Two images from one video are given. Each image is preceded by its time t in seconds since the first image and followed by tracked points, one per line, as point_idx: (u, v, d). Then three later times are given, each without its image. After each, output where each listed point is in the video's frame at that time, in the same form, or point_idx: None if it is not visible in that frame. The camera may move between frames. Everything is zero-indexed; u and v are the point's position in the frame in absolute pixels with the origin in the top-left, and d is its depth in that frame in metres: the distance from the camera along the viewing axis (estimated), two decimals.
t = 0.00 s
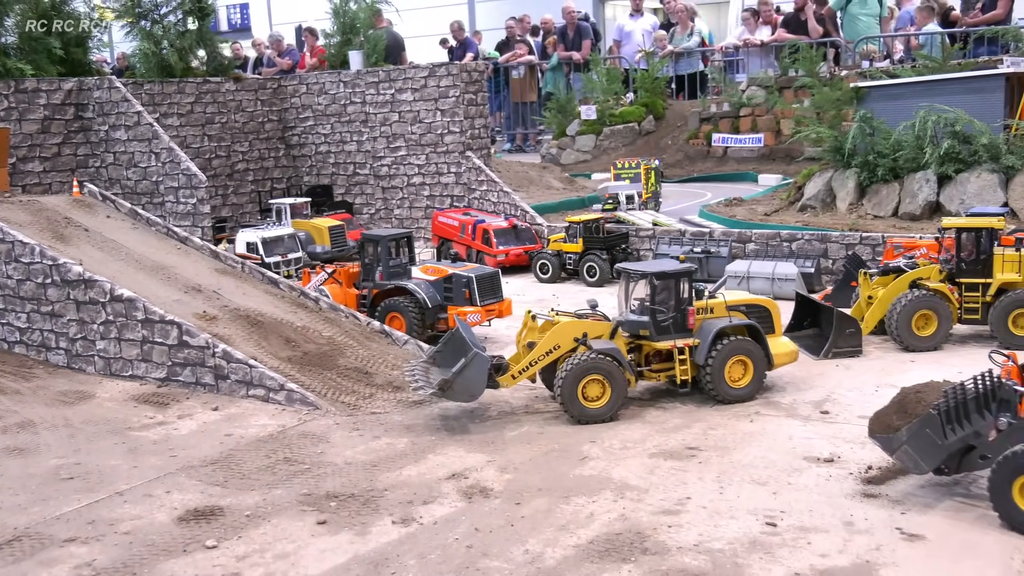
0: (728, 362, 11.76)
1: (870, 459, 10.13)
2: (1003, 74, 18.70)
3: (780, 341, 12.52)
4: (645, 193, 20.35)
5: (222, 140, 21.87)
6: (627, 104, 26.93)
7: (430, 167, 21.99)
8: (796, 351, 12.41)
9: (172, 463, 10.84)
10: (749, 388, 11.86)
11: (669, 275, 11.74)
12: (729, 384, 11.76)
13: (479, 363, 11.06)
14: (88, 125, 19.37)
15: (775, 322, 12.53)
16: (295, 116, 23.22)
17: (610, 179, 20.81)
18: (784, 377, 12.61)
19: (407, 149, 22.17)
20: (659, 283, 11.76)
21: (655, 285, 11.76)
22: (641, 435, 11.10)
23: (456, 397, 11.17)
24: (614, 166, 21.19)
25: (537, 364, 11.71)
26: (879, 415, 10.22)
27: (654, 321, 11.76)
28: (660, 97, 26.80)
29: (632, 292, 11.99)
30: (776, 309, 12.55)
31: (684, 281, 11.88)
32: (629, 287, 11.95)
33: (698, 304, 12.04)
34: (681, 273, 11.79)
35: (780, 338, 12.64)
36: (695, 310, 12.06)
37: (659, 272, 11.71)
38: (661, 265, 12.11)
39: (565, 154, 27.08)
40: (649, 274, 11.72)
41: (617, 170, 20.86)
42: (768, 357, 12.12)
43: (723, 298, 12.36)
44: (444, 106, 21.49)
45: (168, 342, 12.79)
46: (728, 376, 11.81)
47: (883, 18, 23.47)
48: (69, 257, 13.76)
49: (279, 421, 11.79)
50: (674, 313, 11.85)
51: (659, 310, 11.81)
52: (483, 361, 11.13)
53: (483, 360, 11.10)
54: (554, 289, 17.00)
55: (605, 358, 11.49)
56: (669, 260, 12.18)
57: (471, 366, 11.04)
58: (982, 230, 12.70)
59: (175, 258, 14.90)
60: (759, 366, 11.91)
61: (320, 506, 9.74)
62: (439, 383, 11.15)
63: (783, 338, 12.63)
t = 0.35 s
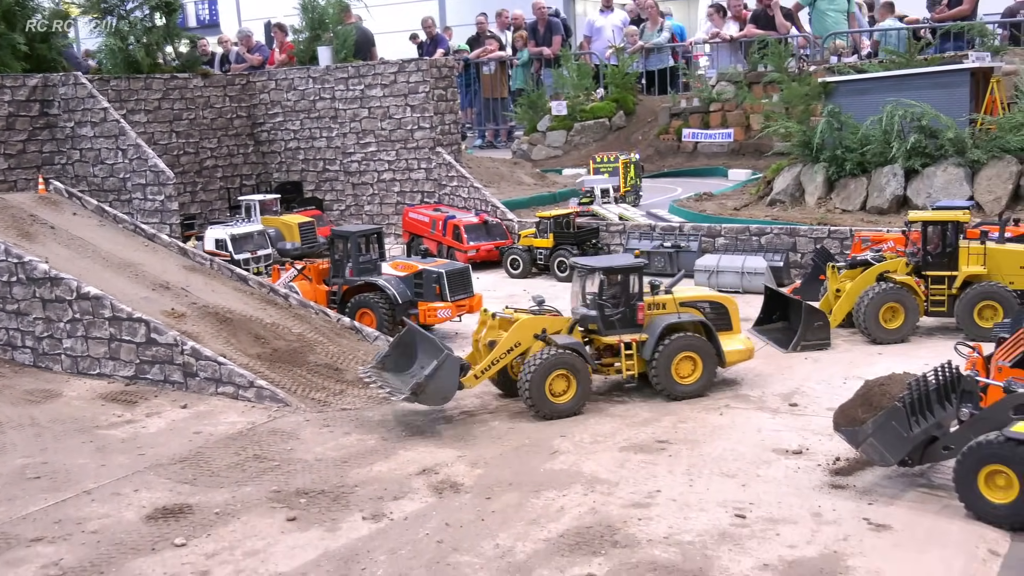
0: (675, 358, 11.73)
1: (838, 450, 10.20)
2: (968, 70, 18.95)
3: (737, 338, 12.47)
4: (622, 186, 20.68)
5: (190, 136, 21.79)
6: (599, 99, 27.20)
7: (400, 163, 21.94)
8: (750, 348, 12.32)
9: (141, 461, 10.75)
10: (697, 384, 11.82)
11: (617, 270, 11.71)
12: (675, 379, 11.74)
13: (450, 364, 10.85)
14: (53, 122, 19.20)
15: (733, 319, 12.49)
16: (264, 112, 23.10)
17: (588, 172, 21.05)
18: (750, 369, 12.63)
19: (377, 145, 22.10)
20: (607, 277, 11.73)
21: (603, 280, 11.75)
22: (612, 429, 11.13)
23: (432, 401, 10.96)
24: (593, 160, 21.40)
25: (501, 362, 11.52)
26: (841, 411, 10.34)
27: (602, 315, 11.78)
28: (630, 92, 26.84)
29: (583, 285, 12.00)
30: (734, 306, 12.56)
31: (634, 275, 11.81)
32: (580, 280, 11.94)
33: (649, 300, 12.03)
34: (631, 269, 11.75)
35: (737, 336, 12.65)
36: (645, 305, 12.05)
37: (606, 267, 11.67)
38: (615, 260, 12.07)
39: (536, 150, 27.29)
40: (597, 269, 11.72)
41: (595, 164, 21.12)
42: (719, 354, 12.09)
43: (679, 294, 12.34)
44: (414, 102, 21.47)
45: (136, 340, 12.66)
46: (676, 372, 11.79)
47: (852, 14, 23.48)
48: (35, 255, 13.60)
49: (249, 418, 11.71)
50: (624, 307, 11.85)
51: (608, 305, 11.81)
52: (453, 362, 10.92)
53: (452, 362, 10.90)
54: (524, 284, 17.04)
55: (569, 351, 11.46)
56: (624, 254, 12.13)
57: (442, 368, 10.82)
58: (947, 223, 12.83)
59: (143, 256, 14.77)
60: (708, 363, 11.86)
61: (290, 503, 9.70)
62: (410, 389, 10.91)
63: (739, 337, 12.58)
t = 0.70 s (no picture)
0: (622, 351, 11.71)
1: (815, 438, 10.28)
2: (946, 61, 19.08)
3: (687, 331, 12.46)
4: (608, 176, 20.86)
5: (169, 127, 21.80)
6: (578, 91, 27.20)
7: (380, 154, 21.92)
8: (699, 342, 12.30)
9: (119, 452, 10.72)
10: (645, 377, 11.81)
11: (564, 263, 11.72)
12: (622, 373, 11.73)
13: (423, 361, 10.52)
14: (30, 113, 19.09)
15: (683, 312, 12.47)
16: (243, 103, 23.01)
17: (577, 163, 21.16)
18: (727, 358, 12.68)
19: (357, 136, 22.05)
20: (554, 270, 11.75)
21: (551, 273, 11.76)
22: (591, 418, 11.18)
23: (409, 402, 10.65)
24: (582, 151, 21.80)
25: (462, 358, 11.30)
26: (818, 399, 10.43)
27: (548, 308, 11.80)
28: (610, 84, 26.89)
29: (531, 278, 12.00)
30: (685, 300, 12.48)
31: (580, 269, 11.84)
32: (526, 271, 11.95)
33: (596, 293, 11.98)
34: (578, 261, 11.77)
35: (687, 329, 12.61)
36: (592, 298, 12.02)
37: (552, 261, 11.68)
38: (564, 252, 12.09)
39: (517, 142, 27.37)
40: (544, 261, 11.73)
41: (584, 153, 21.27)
42: (667, 348, 12.08)
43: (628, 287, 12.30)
44: (393, 93, 21.45)
45: (115, 331, 12.60)
46: (623, 366, 11.77)
47: (830, 6, 23.83)
48: (12, 247, 13.51)
49: (227, 409, 11.69)
50: (570, 300, 11.88)
51: (554, 297, 11.84)
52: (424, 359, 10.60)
53: (424, 359, 10.57)
54: (504, 275, 17.08)
55: (530, 343, 11.39)
56: (574, 247, 12.14)
57: (415, 366, 10.47)
58: (924, 214, 12.95)
59: (121, 247, 14.71)
60: (655, 356, 11.84)
61: (269, 493, 9.69)
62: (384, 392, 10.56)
63: (689, 330, 12.54)
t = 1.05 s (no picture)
0: (579, 350, 11.64)
1: (801, 433, 10.31)
2: (933, 57, 19.13)
3: (640, 329, 12.43)
4: (604, 168, 21.05)
5: (156, 122, 21.70)
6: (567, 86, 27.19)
7: (368, 149, 21.86)
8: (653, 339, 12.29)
9: (105, 448, 10.68)
10: (601, 376, 11.77)
11: (519, 262, 11.60)
12: (580, 372, 11.66)
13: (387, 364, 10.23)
14: (16, 108, 19.03)
15: (637, 310, 12.43)
16: (230, 98, 22.86)
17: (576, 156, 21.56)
18: (714, 352, 12.68)
19: (345, 131, 21.99)
20: (509, 270, 11.62)
21: (506, 272, 11.64)
22: (577, 414, 11.18)
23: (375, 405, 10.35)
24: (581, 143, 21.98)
25: (421, 362, 11.15)
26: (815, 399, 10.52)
27: (504, 308, 11.65)
28: (599, 78, 26.94)
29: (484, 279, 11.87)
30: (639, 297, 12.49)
31: (535, 268, 11.73)
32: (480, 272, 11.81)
33: (551, 292, 11.86)
34: (533, 260, 11.66)
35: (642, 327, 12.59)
36: (548, 297, 11.90)
37: (507, 261, 11.55)
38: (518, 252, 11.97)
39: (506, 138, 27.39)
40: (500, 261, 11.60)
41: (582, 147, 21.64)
42: (623, 346, 12.06)
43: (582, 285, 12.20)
44: (382, 88, 21.42)
45: (101, 327, 12.56)
46: (580, 365, 11.71)
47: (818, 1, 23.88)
48: None
49: (214, 404, 11.66)
50: (525, 300, 11.75)
51: (510, 297, 11.71)
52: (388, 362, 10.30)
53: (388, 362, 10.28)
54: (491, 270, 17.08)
55: (489, 344, 11.27)
56: (527, 247, 12.03)
57: (379, 369, 10.18)
58: (910, 209, 12.97)
59: (108, 242, 14.65)
60: (612, 355, 11.80)
61: (255, 489, 9.67)
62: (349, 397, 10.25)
63: (643, 327, 12.52)
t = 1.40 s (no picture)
0: (541, 357, 11.50)
1: (791, 434, 10.32)
2: (923, 57, 19.18)
3: (596, 333, 12.36)
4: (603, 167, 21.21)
5: (147, 123, 21.66)
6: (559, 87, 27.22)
7: (360, 150, 21.83)
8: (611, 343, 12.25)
9: (95, 451, 10.65)
10: (562, 383, 11.67)
11: (479, 268, 11.32)
12: (542, 378, 11.53)
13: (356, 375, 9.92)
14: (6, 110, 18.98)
15: (593, 314, 12.35)
16: (221, 99, 22.92)
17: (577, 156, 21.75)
18: (705, 353, 12.68)
19: (336, 132, 21.96)
20: (469, 276, 11.33)
21: (466, 279, 11.35)
22: (568, 415, 11.19)
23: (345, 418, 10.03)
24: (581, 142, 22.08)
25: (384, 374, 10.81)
26: (801, 398, 10.48)
27: (465, 316, 11.35)
28: (590, 79, 26.88)
29: (441, 286, 11.53)
30: (594, 302, 12.43)
31: (494, 273, 11.47)
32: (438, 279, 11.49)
33: (510, 298, 11.64)
34: (493, 266, 11.42)
35: (598, 331, 12.50)
36: (507, 303, 11.68)
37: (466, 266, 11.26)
38: (473, 258, 11.70)
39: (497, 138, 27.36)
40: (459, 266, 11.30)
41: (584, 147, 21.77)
42: (583, 352, 11.96)
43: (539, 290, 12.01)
44: (373, 89, 21.40)
45: (91, 329, 12.52)
46: (542, 372, 11.57)
47: (809, 2, 23.95)
48: None
49: (205, 406, 11.64)
50: (485, 307, 11.48)
51: (470, 305, 11.42)
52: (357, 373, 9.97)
53: (357, 373, 9.95)
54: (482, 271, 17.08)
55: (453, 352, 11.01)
56: (482, 253, 11.78)
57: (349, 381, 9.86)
58: (900, 210, 13.00)
59: (98, 244, 14.60)
60: (572, 361, 11.71)
61: (245, 491, 9.66)
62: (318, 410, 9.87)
63: (599, 331, 12.49)
